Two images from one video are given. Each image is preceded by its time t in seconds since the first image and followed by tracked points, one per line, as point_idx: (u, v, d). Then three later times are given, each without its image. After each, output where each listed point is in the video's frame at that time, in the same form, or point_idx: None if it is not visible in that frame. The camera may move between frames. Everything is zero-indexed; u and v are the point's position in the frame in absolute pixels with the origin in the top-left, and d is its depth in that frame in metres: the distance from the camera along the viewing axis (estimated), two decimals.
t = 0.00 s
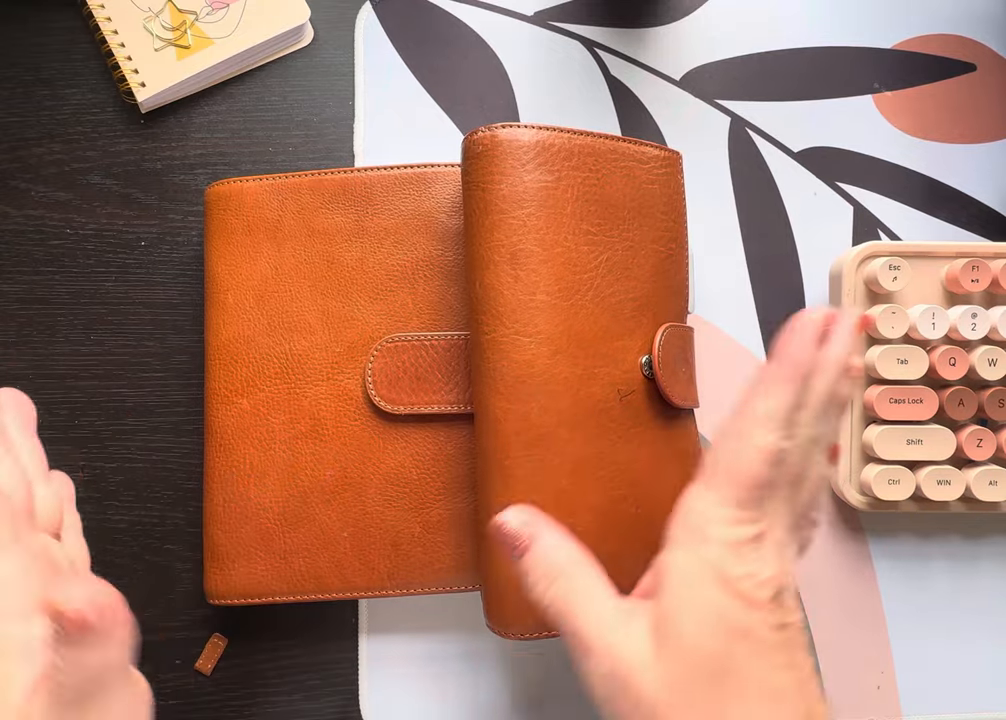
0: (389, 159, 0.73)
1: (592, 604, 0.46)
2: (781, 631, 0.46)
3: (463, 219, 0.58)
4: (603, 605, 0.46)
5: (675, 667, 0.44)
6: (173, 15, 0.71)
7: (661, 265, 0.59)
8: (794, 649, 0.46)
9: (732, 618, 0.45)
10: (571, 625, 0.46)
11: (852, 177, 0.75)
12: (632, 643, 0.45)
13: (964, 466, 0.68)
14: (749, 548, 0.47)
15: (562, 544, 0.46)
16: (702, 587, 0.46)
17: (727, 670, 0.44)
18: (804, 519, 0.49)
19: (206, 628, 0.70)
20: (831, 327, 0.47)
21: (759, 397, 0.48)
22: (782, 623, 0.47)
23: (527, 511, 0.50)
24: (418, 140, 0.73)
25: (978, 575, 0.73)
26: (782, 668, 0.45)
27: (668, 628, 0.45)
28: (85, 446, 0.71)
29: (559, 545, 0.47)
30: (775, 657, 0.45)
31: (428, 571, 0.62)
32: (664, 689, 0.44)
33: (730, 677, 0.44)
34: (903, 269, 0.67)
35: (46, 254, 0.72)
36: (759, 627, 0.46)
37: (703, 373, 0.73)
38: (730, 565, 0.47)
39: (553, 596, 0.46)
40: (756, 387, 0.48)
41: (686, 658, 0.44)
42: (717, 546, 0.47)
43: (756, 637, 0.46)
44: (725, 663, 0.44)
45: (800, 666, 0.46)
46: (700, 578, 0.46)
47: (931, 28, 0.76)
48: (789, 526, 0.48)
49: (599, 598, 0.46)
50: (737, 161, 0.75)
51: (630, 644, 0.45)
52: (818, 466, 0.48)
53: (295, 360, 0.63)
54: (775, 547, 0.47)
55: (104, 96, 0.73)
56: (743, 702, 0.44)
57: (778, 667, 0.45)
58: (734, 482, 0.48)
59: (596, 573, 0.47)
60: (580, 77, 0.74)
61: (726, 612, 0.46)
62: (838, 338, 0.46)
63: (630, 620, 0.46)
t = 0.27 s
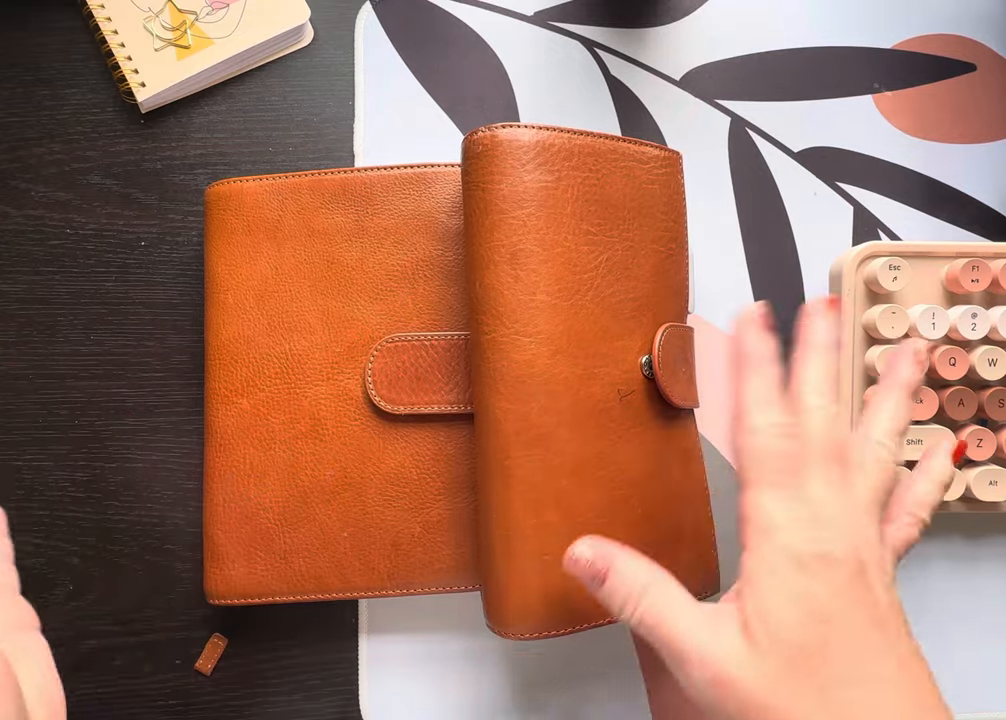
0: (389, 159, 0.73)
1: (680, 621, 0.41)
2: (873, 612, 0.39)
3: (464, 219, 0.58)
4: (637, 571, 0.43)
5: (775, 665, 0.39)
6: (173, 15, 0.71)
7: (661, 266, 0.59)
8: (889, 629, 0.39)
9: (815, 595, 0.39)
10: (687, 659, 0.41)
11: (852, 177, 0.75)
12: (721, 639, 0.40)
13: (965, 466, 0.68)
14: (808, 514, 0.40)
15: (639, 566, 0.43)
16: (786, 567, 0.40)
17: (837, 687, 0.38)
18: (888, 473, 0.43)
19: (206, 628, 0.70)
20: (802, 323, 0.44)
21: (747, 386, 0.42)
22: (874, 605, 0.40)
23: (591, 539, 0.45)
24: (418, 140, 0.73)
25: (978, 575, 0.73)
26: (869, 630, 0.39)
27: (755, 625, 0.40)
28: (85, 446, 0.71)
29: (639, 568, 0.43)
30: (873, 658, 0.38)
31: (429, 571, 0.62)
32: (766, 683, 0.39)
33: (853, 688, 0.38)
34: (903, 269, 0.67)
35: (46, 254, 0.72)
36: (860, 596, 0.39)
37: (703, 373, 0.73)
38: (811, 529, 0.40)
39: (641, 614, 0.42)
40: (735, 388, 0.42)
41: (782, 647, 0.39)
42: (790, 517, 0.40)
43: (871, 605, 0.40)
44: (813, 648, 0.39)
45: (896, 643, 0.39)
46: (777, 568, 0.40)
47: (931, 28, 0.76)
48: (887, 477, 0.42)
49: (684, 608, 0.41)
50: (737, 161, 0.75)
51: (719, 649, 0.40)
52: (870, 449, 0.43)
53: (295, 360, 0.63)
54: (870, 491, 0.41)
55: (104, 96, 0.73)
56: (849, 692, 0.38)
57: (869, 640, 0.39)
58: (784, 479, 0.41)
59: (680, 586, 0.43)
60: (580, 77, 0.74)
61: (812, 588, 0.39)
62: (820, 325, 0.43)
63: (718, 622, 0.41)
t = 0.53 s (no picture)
0: (389, 159, 0.73)
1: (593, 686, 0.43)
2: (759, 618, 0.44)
3: (464, 219, 0.58)
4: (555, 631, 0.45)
5: None
6: (173, 15, 0.71)
7: (661, 266, 0.59)
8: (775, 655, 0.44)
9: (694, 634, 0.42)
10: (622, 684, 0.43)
11: (852, 177, 0.75)
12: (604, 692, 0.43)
13: (965, 466, 0.68)
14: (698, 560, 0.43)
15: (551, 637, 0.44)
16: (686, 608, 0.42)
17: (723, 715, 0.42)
18: (757, 491, 0.43)
19: (206, 628, 0.70)
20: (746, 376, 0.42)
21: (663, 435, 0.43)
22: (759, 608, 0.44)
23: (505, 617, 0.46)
24: (418, 140, 0.73)
25: (977, 575, 0.73)
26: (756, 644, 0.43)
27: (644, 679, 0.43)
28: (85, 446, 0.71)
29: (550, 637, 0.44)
30: (761, 684, 0.43)
31: (429, 571, 0.62)
32: None
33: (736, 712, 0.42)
34: (903, 269, 0.67)
35: (46, 254, 0.72)
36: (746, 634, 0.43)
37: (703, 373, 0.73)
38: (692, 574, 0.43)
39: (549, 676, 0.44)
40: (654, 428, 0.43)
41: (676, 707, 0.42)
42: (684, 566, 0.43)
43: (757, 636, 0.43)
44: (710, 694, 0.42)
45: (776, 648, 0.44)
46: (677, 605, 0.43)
47: (931, 28, 0.76)
48: (751, 497, 0.43)
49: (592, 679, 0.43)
50: (737, 161, 0.75)
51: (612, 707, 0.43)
52: (739, 475, 0.43)
53: (295, 361, 0.63)
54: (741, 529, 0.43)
55: (104, 96, 0.73)
56: None
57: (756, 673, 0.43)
58: (651, 524, 0.43)
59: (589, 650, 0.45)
60: (580, 76, 0.74)
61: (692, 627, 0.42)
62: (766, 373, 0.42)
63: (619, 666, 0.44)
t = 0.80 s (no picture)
0: (389, 159, 0.73)
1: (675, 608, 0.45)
2: (842, 623, 0.44)
3: (464, 219, 0.58)
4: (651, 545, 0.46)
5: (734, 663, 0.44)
6: (173, 15, 0.71)
7: (661, 266, 0.59)
8: (858, 641, 0.44)
9: (786, 605, 0.43)
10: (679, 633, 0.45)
11: (852, 177, 0.75)
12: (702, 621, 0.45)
13: (965, 466, 0.68)
14: (793, 518, 0.44)
15: (648, 535, 0.47)
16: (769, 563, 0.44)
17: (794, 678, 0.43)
18: (842, 448, 0.46)
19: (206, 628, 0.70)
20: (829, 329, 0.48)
21: (748, 392, 0.46)
22: (845, 614, 0.44)
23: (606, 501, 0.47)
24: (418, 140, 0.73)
25: (978, 575, 0.73)
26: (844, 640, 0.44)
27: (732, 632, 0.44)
28: (85, 446, 0.71)
29: (647, 536, 0.46)
30: (848, 651, 0.44)
31: (429, 570, 0.62)
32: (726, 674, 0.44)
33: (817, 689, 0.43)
34: (903, 269, 0.67)
35: (46, 254, 0.72)
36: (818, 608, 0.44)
37: (703, 373, 0.73)
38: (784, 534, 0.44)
39: (640, 579, 0.46)
40: (741, 393, 0.47)
41: (752, 653, 0.43)
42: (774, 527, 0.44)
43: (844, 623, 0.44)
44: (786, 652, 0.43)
45: (862, 660, 0.44)
46: (755, 572, 0.44)
47: (930, 29, 0.76)
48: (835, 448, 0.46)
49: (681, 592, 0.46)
50: (737, 161, 0.75)
51: (701, 624, 0.45)
52: (819, 428, 0.46)
53: (295, 360, 0.63)
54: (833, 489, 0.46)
55: (104, 96, 0.73)
56: (802, 696, 0.42)
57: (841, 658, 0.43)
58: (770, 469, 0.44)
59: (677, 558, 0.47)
60: (580, 77, 0.74)
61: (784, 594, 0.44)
62: (844, 330, 0.47)
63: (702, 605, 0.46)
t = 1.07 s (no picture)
0: (389, 158, 0.73)
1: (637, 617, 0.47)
2: (804, 632, 0.45)
3: (464, 219, 0.58)
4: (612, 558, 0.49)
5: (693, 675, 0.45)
6: (173, 15, 0.71)
7: (661, 266, 0.59)
8: (818, 650, 0.45)
9: (747, 620, 0.44)
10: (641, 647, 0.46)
11: (852, 177, 0.75)
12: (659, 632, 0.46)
13: (965, 466, 0.68)
14: (753, 531, 0.45)
15: (610, 545, 0.49)
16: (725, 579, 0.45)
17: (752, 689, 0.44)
18: (801, 454, 0.47)
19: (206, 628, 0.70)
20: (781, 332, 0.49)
21: (702, 402, 0.47)
22: (806, 622, 0.45)
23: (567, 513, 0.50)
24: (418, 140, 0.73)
25: (978, 575, 0.73)
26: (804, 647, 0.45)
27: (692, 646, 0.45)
28: (85, 446, 0.71)
29: (608, 546, 0.49)
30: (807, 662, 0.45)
31: (429, 570, 0.62)
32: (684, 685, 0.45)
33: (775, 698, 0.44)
34: (903, 269, 0.67)
35: (46, 254, 0.72)
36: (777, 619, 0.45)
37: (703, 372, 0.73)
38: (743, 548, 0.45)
39: (603, 590, 0.48)
40: (696, 404, 0.47)
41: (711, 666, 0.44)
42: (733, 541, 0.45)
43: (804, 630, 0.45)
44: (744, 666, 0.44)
45: (823, 668, 0.45)
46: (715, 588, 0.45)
47: (931, 28, 0.76)
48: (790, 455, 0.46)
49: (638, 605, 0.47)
50: (737, 161, 0.75)
51: (661, 634, 0.46)
52: (778, 436, 0.47)
53: (296, 360, 0.63)
54: (793, 498, 0.46)
55: (104, 96, 0.73)
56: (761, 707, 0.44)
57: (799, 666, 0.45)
58: (721, 482, 0.45)
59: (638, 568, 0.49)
60: (580, 77, 0.74)
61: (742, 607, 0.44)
62: (798, 333, 0.48)
63: (661, 615, 0.47)
